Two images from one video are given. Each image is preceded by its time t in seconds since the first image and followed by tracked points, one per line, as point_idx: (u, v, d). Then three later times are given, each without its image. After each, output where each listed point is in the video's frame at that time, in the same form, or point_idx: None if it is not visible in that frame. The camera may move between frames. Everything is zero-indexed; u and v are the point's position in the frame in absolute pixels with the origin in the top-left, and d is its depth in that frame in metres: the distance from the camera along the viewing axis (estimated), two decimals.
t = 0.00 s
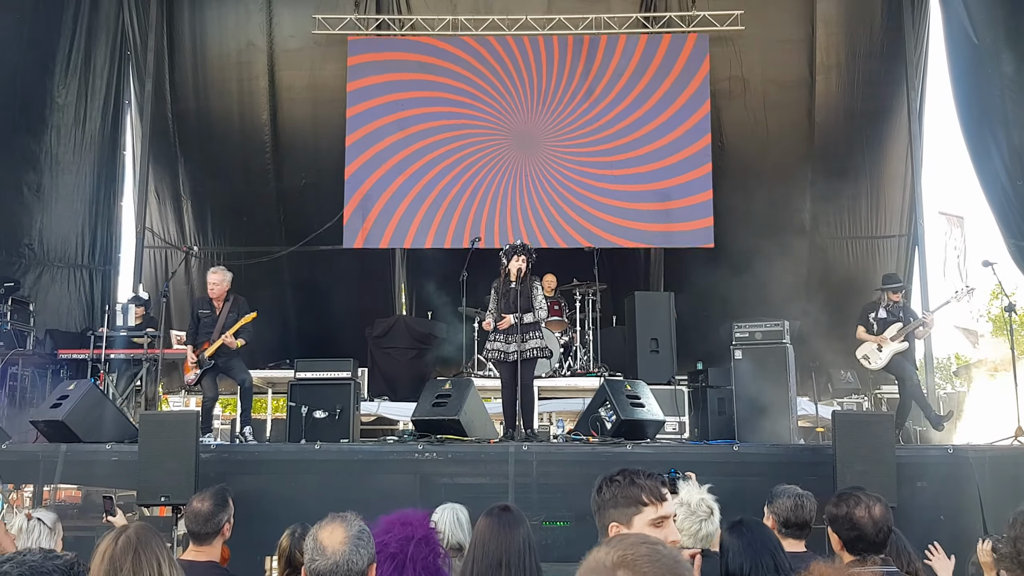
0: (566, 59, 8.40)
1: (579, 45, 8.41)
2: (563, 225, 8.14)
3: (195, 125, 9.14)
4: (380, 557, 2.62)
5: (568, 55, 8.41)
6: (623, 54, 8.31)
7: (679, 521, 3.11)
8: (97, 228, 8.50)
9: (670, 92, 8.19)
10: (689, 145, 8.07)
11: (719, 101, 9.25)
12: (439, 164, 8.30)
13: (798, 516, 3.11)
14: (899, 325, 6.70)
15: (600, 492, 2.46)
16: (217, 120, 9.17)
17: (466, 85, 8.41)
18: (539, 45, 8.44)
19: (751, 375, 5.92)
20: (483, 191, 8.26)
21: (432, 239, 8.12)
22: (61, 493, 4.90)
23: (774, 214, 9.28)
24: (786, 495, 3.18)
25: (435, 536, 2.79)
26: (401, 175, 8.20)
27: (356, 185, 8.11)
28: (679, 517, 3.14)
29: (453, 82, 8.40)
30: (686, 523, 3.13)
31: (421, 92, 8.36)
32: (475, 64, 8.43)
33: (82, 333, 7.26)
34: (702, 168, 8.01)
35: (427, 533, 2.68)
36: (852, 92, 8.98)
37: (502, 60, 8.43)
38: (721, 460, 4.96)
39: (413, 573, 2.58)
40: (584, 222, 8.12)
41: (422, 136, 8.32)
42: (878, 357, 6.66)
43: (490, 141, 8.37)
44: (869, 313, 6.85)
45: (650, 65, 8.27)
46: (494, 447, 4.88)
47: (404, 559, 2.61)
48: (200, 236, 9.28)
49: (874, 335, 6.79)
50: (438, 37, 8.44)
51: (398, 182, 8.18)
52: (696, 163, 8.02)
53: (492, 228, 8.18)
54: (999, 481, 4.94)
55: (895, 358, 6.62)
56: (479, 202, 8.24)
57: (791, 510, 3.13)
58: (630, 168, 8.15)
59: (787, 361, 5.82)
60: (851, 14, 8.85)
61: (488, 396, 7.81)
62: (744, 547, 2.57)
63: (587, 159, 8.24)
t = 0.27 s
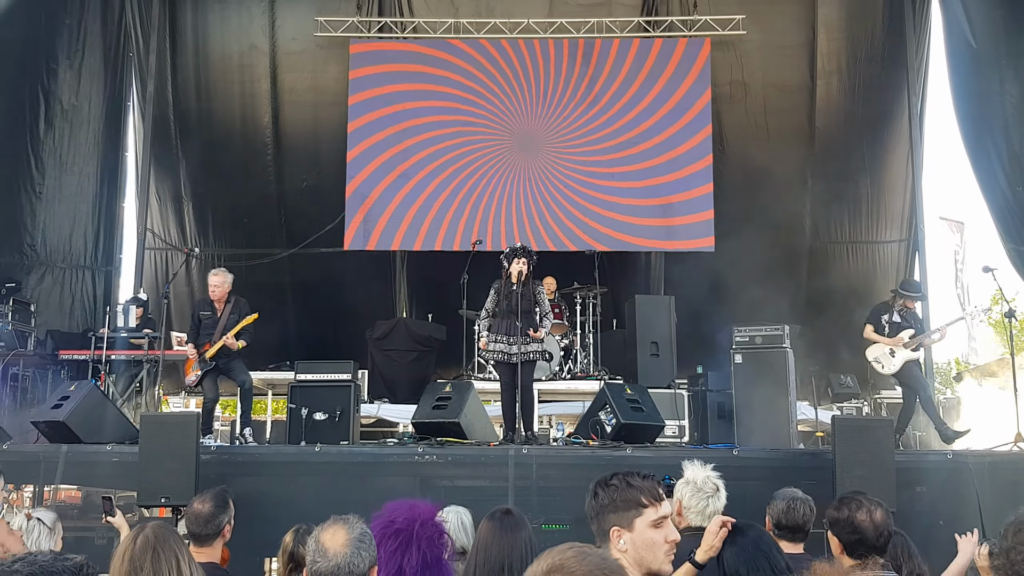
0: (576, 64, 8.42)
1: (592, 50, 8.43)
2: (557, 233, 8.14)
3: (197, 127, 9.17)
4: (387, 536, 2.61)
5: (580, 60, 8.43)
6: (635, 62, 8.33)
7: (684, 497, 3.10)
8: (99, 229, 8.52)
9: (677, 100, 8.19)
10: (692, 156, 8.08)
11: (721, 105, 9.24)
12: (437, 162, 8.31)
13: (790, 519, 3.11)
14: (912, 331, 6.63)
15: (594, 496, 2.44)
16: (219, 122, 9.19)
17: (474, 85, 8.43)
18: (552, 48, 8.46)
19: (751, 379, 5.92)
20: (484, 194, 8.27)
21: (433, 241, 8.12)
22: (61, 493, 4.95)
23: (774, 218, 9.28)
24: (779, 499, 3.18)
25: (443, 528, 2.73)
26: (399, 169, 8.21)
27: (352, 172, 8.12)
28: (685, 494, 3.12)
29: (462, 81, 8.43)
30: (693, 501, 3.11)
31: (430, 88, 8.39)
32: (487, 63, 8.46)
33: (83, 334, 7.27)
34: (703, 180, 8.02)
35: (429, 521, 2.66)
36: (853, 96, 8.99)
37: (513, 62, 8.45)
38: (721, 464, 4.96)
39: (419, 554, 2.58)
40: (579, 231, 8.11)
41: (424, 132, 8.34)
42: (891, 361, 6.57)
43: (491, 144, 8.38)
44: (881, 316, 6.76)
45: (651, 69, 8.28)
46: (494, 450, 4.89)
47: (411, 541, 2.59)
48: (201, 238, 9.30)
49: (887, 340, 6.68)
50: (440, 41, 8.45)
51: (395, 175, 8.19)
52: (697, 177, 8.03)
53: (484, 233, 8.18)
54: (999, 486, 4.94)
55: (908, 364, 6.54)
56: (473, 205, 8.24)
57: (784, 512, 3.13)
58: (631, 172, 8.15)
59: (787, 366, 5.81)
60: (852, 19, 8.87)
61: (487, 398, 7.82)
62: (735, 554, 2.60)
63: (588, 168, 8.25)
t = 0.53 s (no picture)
0: (585, 75, 8.43)
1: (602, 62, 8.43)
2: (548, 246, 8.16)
3: (197, 136, 9.19)
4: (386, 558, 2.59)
5: (590, 72, 8.44)
6: (644, 76, 8.32)
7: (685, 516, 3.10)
8: (100, 238, 8.54)
9: (681, 117, 8.19)
10: (690, 174, 8.07)
11: (719, 115, 9.28)
12: (434, 166, 8.34)
13: (789, 530, 3.10)
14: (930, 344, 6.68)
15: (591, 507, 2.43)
16: (219, 131, 9.21)
17: (481, 90, 8.46)
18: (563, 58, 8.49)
19: (750, 389, 5.92)
20: (483, 203, 8.28)
21: (432, 250, 8.13)
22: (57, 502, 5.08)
23: (773, 228, 9.29)
24: (779, 510, 3.18)
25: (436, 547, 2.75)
26: (396, 168, 8.24)
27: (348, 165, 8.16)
28: (685, 514, 3.13)
29: (469, 86, 8.46)
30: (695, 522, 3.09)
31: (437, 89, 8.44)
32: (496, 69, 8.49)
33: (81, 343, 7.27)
34: (699, 199, 8.01)
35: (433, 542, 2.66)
36: (851, 107, 9.02)
37: (523, 71, 8.48)
38: (719, 474, 4.95)
39: None
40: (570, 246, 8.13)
41: (425, 133, 8.37)
42: (914, 375, 6.59)
43: (491, 154, 8.40)
44: (903, 326, 6.79)
45: (651, 79, 8.30)
46: (493, 459, 4.85)
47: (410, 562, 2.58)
48: (200, 246, 9.31)
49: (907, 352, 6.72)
50: (440, 50, 8.47)
51: (392, 175, 8.22)
52: (694, 198, 8.01)
53: (473, 243, 8.17)
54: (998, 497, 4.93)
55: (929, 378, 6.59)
56: (465, 214, 8.25)
57: (782, 524, 3.12)
58: (631, 182, 8.17)
59: (786, 375, 5.81)
60: (851, 29, 8.91)
61: (486, 408, 7.81)
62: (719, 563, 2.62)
63: (585, 184, 8.25)
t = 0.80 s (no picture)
0: (595, 83, 8.43)
1: (614, 71, 8.42)
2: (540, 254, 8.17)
3: (198, 143, 9.20)
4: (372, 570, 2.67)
5: (600, 80, 8.43)
6: (654, 88, 8.30)
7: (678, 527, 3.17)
8: (99, 246, 8.54)
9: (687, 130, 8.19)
10: (689, 188, 8.06)
11: (719, 124, 9.30)
12: (433, 165, 8.36)
13: (795, 540, 3.09)
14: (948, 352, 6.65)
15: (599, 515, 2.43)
16: (220, 138, 9.23)
17: (490, 92, 8.48)
18: (576, 63, 8.48)
19: (750, 397, 5.91)
20: (483, 211, 8.29)
21: (431, 258, 8.13)
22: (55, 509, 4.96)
23: (773, 236, 9.30)
24: (781, 519, 3.16)
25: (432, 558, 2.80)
26: (397, 163, 8.27)
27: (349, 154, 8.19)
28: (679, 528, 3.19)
29: (479, 88, 8.49)
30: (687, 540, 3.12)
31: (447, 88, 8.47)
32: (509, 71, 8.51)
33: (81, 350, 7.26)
34: (696, 213, 8.00)
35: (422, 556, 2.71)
36: (851, 115, 9.04)
37: (523, 79, 8.49)
38: (719, 482, 4.93)
39: None
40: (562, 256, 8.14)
41: (430, 131, 8.40)
42: (934, 384, 6.54)
43: (491, 162, 8.42)
44: (920, 333, 6.78)
45: (652, 87, 8.31)
46: (492, 467, 4.82)
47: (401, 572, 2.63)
48: (200, 254, 9.31)
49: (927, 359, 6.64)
50: (441, 58, 8.49)
51: (392, 182, 8.22)
52: (695, 206, 8.02)
53: (464, 249, 8.17)
54: (999, 506, 4.92)
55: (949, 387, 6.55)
56: (459, 218, 8.27)
57: (789, 534, 3.10)
58: (631, 190, 8.18)
59: (786, 384, 5.81)
60: (850, 38, 8.94)
61: (486, 416, 7.80)
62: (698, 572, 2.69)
63: (583, 196, 8.26)
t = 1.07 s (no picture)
0: (607, 87, 8.41)
1: (628, 75, 8.39)
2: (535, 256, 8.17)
3: (201, 144, 9.22)
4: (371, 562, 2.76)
5: (613, 83, 8.40)
6: (667, 95, 8.28)
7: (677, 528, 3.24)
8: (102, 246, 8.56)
9: (693, 135, 8.18)
10: (691, 198, 8.05)
11: (721, 126, 9.30)
12: (436, 159, 8.37)
13: (792, 541, 3.09)
14: (955, 352, 6.60)
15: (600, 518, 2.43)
16: (223, 139, 9.24)
17: (502, 89, 8.48)
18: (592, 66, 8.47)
19: (752, 399, 5.91)
20: (486, 212, 8.30)
21: (434, 259, 8.13)
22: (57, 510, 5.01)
23: (775, 238, 9.29)
24: (780, 521, 3.15)
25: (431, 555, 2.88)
26: (401, 159, 8.28)
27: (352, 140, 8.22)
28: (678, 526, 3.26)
29: (491, 85, 8.49)
30: (684, 533, 3.25)
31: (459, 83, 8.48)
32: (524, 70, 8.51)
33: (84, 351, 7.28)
34: (694, 222, 8.00)
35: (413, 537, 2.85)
36: (854, 117, 9.03)
37: (526, 80, 8.49)
38: (721, 484, 4.93)
39: None
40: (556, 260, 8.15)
41: (437, 124, 8.41)
42: (941, 386, 6.56)
43: (494, 163, 8.43)
44: (926, 335, 6.76)
45: (655, 89, 8.31)
46: (494, 469, 4.83)
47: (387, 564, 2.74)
48: (202, 254, 9.33)
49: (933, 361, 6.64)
50: (445, 60, 8.49)
51: (395, 183, 8.23)
52: (698, 207, 8.01)
53: (457, 248, 8.17)
54: (1001, 508, 4.92)
55: (957, 389, 6.54)
56: (456, 216, 8.27)
57: (785, 534, 3.10)
58: (634, 191, 8.18)
59: (788, 385, 5.80)
60: (852, 40, 8.93)
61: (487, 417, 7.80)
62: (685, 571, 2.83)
63: (584, 202, 8.25)
